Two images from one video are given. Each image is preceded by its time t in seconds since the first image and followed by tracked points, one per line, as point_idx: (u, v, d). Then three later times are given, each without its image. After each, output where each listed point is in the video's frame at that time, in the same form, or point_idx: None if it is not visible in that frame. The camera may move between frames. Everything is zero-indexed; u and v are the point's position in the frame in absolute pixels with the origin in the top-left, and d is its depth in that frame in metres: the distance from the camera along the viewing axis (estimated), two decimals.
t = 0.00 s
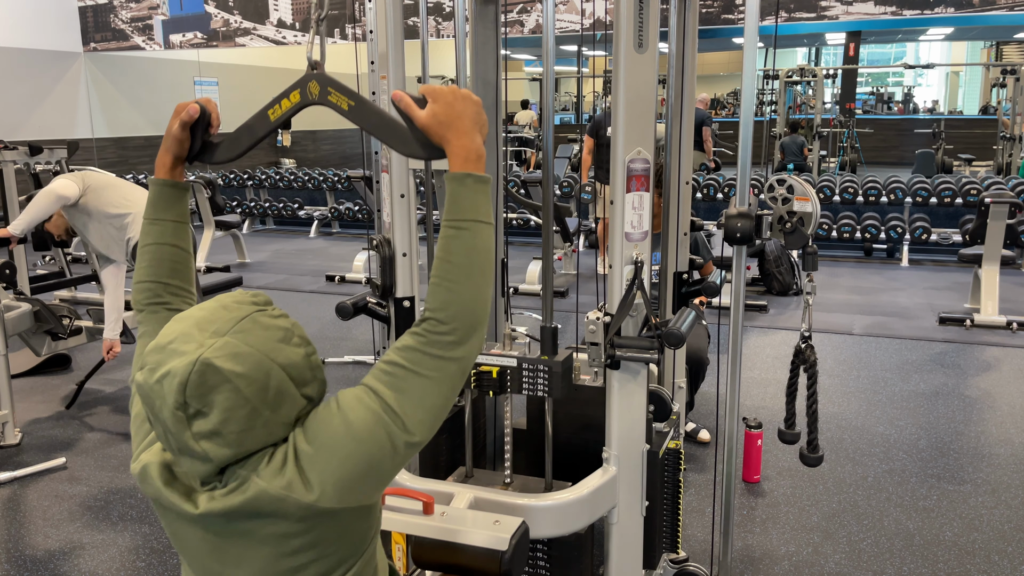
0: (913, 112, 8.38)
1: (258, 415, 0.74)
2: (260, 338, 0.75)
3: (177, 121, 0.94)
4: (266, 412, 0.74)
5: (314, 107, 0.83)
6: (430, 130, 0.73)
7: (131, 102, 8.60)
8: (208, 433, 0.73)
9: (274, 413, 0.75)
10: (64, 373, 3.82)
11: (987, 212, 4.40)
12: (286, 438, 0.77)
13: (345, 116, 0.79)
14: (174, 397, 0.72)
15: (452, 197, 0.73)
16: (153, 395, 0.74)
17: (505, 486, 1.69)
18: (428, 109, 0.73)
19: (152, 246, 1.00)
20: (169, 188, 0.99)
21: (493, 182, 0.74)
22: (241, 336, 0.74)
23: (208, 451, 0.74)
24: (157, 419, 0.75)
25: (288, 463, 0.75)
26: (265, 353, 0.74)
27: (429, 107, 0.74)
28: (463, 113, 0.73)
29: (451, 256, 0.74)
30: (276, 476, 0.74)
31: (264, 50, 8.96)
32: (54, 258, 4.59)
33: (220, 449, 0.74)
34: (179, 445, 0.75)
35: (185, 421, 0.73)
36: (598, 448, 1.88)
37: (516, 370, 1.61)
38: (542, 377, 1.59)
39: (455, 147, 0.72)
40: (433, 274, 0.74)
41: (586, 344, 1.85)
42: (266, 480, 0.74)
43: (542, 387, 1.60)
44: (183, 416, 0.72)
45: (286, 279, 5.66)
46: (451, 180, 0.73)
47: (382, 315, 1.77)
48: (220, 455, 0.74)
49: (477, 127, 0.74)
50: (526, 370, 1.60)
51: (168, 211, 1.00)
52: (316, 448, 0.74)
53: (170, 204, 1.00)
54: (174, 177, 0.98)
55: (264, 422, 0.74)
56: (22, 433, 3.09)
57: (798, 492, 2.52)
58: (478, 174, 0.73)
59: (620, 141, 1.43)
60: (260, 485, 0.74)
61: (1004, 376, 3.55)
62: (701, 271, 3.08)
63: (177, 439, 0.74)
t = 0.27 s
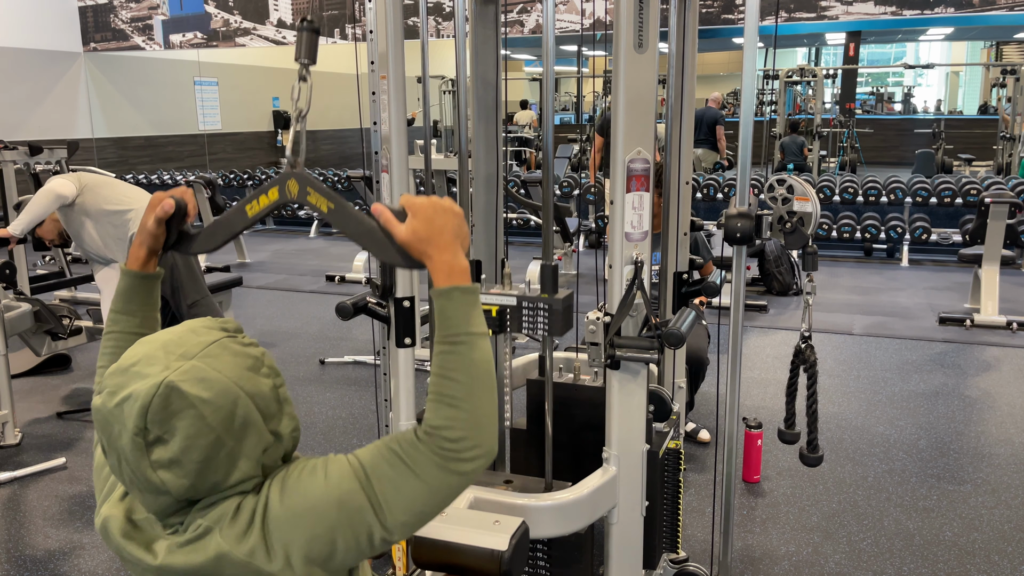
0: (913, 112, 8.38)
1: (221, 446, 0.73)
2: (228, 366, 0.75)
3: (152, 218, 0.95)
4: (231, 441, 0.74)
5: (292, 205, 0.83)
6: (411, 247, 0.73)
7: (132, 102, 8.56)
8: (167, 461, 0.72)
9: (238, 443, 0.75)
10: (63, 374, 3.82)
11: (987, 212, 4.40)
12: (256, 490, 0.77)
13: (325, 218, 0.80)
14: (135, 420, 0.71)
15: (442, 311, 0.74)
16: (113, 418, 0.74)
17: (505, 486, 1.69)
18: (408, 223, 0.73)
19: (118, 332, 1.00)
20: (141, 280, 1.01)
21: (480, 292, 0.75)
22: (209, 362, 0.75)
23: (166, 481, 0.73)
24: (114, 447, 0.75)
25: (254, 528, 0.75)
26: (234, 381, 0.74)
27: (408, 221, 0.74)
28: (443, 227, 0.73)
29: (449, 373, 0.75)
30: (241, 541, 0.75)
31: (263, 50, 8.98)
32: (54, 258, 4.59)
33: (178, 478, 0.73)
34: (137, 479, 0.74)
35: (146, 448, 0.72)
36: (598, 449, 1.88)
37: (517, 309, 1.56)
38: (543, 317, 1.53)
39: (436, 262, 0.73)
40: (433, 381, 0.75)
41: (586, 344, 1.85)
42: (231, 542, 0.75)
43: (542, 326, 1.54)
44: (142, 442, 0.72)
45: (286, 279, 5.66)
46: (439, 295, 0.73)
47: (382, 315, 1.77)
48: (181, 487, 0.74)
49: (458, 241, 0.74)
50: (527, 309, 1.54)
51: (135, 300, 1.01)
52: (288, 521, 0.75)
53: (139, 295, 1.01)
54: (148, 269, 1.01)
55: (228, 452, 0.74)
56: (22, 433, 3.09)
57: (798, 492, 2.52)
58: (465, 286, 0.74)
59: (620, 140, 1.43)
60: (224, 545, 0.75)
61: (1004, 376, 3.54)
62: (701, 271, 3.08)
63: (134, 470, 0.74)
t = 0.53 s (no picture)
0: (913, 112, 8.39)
1: (205, 458, 0.77)
2: (212, 379, 0.79)
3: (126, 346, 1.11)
4: (214, 453, 0.78)
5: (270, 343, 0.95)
6: (396, 410, 0.81)
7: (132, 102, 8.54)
8: (151, 473, 0.77)
9: (222, 455, 0.79)
10: (63, 374, 3.82)
11: (987, 212, 4.40)
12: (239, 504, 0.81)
13: (305, 361, 0.90)
14: (120, 431, 0.76)
15: (430, 472, 0.82)
16: (97, 431, 0.79)
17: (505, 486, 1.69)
18: (393, 388, 0.81)
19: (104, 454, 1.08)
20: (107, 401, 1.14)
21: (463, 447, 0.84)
22: (193, 373, 0.79)
23: (149, 493, 0.77)
24: (98, 458, 0.79)
25: (245, 558, 0.80)
26: (218, 393, 0.78)
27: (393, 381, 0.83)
28: (428, 389, 0.82)
29: (442, 536, 0.82)
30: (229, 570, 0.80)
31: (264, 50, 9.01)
32: (54, 258, 4.59)
33: (161, 490, 0.77)
34: (121, 492, 0.78)
35: (129, 459, 0.76)
36: (598, 449, 1.88)
37: (516, 226, 1.41)
38: (543, 233, 1.38)
39: (424, 425, 0.82)
40: (424, 523, 0.83)
41: (586, 344, 1.85)
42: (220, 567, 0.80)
43: (542, 244, 1.40)
44: (127, 452, 0.76)
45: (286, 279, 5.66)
46: (426, 458, 0.82)
47: (382, 315, 1.77)
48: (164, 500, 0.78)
49: (440, 398, 0.83)
50: (526, 225, 1.39)
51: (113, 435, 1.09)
52: (277, 553, 0.80)
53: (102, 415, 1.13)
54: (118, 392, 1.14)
55: (211, 464, 0.78)
56: (22, 433, 3.09)
57: (798, 492, 2.52)
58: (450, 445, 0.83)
59: (620, 140, 1.42)
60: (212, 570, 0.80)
61: (1004, 376, 3.55)
62: (701, 271, 3.08)
63: (118, 482, 0.78)
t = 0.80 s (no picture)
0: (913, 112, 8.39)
1: (236, 441, 0.75)
2: (242, 364, 0.77)
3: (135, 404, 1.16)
4: (244, 437, 0.76)
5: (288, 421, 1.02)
6: (410, 508, 0.87)
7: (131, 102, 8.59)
8: (185, 459, 0.74)
9: (252, 439, 0.77)
10: (64, 373, 3.82)
11: (987, 212, 4.40)
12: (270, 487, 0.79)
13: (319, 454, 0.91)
14: (152, 420, 0.73)
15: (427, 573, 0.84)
16: (127, 420, 0.76)
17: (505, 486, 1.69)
18: (408, 486, 0.87)
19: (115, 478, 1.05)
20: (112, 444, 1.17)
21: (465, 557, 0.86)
22: (223, 359, 0.77)
23: (183, 479, 0.75)
24: (129, 447, 0.76)
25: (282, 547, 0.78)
26: (246, 379, 0.76)
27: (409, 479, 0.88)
28: (441, 492, 0.88)
29: None
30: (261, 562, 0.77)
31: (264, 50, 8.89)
32: (54, 259, 4.59)
33: (195, 476, 0.75)
34: (154, 480, 0.75)
35: (162, 447, 0.74)
36: (598, 449, 1.88)
37: (517, 166, 1.47)
38: (543, 173, 1.44)
39: (433, 525, 0.86)
40: None
41: (586, 344, 1.86)
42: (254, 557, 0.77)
43: (542, 184, 1.44)
44: (159, 440, 0.74)
45: (286, 279, 5.66)
46: (425, 555, 0.84)
47: (382, 315, 1.77)
48: (197, 488, 0.76)
49: (452, 501, 0.88)
50: (526, 165, 1.45)
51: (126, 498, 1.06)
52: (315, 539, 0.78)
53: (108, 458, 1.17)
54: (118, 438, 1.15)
55: (242, 448, 0.76)
56: (23, 433, 3.09)
57: (798, 492, 2.52)
58: (451, 550, 0.85)
59: (620, 140, 1.42)
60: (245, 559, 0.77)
61: (1004, 376, 3.54)
62: (701, 271, 3.08)
63: (149, 469, 0.75)
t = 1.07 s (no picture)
0: (913, 112, 8.38)
1: (231, 446, 0.79)
2: (237, 369, 0.80)
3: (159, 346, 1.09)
4: (239, 442, 0.79)
5: (292, 346, 1.06)
6: (413, 411, 0.85)
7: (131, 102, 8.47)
8: (180, 463, 0.77)
9: (247, 444, 0.80)
10: (64, 374, 3.82)
11: (987, 212, 4.40)
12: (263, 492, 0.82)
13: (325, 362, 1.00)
14: (149, 425, 0.76)
15: (443, 474, 0.85)
16: (125, 422, 0.79)
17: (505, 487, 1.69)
18: (411, 390, 0.85)
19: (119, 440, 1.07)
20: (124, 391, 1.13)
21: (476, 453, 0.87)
22: (219, 365, 0.79)
23: (177, 482, 0.78)
24: (127, 448, 0.79)
25: (269, 544, 0.80)
26: (244, 385, 0.79)
27: (410, 383, 0.87)
28: (443, 393, 0.86)
29: (458, 534, 0.85)
30: (255, 552, 0.80)
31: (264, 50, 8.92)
32: (53, 259, 4.59)
33: (189, 479, 0.78)
34: (149, 480, 0.79)
35: (158, 449, 0.77)
36: (598, 449, 1.88)
37: (517, 222, 1.46)
38: (543, 229, 1.43)
39: (440, 426, 0.86)
40: (437, 532, 0.86)
41: (586, 344, 1.85)
42: (243, 553, 0.80)
43: (542, 241, 1.44)
44: (156, 444, 0.77)
45: (286, 279, 5.66)
46: (439, 458, 0.85)
47: (382, 315, 1.76)
48: (192, 488, 0.79)
49: (457, 403, 0.87)
50: (526, 221, 1.44)
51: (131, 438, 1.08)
52: (304, 535, 0.81)
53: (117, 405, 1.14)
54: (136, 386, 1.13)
55: (237, 452, 0.79)
56: (22, 433, 3.09)
57: (798, 492, 2.52)
58: (462, 447, 0.86)
59: (620, 140, 1.43)
60: (235, 554, 0.80)
61: (1004, 376, 3.54)
62: (701, 272, 3.08)
63: (146, 470, 0.78)
